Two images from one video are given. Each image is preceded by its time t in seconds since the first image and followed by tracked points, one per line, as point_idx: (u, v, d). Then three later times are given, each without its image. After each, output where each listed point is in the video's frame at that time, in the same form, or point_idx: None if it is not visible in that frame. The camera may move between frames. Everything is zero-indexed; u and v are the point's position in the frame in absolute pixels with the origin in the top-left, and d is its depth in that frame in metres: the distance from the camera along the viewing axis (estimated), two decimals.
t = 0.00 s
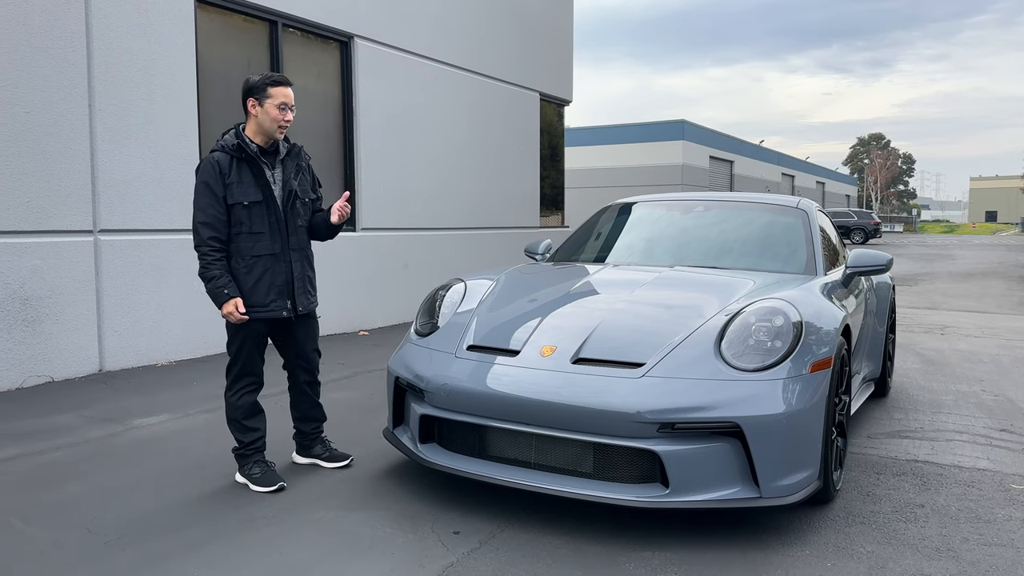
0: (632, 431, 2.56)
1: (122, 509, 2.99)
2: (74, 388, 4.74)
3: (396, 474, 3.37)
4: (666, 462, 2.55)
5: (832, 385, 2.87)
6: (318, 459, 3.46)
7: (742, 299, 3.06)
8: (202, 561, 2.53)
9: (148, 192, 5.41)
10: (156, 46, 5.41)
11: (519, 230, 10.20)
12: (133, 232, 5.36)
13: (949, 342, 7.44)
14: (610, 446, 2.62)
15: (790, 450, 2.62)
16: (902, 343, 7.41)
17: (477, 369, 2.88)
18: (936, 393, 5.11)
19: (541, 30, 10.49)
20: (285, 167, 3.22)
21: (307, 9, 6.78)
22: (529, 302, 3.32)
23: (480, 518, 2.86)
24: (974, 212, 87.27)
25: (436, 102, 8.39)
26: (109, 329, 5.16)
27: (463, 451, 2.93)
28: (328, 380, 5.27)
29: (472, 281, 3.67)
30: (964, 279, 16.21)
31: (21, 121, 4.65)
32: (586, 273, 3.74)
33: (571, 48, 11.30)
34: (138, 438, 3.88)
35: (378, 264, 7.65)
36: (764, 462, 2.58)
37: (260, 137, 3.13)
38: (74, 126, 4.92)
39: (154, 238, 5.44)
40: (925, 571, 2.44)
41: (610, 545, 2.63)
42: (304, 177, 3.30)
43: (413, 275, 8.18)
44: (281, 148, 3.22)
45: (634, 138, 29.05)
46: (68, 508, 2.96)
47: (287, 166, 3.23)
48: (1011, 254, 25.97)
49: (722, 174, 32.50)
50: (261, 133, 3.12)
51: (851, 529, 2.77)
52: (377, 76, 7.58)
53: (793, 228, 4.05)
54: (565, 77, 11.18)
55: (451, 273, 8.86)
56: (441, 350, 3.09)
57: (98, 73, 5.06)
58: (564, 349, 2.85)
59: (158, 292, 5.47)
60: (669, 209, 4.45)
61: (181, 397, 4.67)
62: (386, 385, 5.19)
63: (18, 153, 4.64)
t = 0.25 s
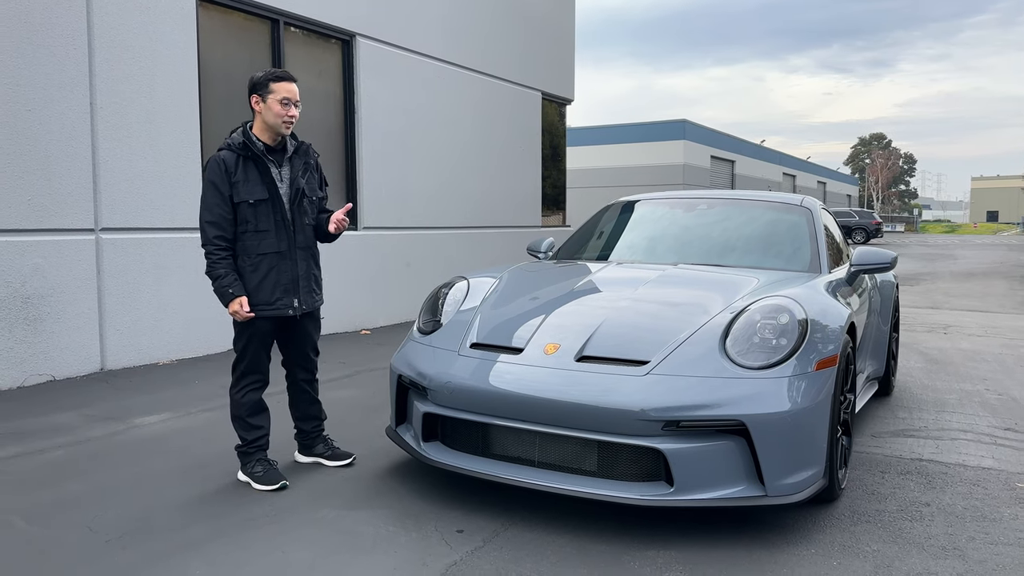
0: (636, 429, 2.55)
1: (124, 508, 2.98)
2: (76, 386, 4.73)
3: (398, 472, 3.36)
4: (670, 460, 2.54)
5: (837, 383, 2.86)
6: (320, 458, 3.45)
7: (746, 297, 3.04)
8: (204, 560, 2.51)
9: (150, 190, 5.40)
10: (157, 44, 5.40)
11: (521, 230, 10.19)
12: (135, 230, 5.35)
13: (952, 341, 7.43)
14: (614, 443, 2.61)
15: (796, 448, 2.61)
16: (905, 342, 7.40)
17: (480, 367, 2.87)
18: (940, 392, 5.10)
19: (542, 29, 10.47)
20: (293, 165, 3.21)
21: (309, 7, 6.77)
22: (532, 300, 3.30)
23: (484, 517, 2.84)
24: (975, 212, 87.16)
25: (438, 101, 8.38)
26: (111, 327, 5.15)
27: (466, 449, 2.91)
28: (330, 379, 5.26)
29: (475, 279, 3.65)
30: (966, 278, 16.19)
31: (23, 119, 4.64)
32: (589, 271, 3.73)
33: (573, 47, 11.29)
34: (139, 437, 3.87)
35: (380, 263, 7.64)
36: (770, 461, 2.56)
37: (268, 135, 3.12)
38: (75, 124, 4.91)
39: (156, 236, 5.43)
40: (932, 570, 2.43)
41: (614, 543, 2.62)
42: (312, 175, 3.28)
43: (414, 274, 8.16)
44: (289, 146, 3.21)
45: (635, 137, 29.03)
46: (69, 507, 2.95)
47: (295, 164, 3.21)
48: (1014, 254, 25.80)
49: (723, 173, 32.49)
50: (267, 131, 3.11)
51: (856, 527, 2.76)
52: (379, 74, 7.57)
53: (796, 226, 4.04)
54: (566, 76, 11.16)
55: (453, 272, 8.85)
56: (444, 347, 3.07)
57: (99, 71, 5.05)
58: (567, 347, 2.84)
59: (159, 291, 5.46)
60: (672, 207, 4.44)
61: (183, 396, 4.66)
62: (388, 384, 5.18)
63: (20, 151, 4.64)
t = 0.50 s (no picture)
0: (638, 428, 2.53)
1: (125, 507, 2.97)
2: (76, 385, 4.72)
3: (399, 471, 3.35)
4: (673, 458, 2.52)
5: (841, 381, 2.84)
6: (321, 456, 3.43)
7: (749, 295, 3.03)
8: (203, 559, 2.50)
9: (150, 189, 5.39)
10: (157, 42, 5.39)
11: (522, 229, 10.17)
12: (136, 229, 5.34)
13: (955, 340, 7.40)
14: (616, 442, 2.60)
15: (799, 446, 2.59)
16: (907, 341, 7.37)
17: (481, 365, 2.85)
18: (943, 391, 5.08)
19: (543, 28, 10.46)
20: (299, 162, 3.20)
21: (310, 5, 6.76)
22: (533, 299, 3.29)
23: (486, 516, 2.83)
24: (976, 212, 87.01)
25: (440, 100, 8.36)
26: (111, 326, 5.14)
27: (468, 447, 2.90)
28: (331, 378, 5.25)
29: (476, 277, 3.63)
30: (967, 278, 16.18)
31: (23, 117, 4.63)
32: (591, 270, 3.71)
33: (574, 46, 11.27)
34: (140, 436, 3.85)
35: (380, 262, 7.63)
36: (773, 460, 2.55)
37: (270, 131, 3.10)
38: (75, 123, 4.90)
39: (156, 235, 5.42)
40: (937, 569, 2.41)
41: (616, 542, 2.60)
42: (318, 173, 3.26)
43: (415, 273, 8.15)
44: (295, 143, 3.21)
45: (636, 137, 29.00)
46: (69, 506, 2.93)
47: (300, 161, 3.20)
48: (1014, 254, 25.56)
49: (724, 173, 32.45)
50: (267, 126, 3.09)
51: (860, 527, 2.74)
52: (380, 73, 7.56)
53: (799, 225, 4.02)
54: (567, 75, 11.14)
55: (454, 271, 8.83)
56: (446, 345, 3.06)
57: (99, 70, 5.04)
58: (569, 346, 2.82)
59: (160, 289, 5.45)
60: (674, 205, 4.42)
61: (184, 395, 4.65)
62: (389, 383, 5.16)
63: (20, 149, 4.62)
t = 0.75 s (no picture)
0: (639, 427, 2.52)
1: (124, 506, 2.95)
2: (75, 385, 4.70)
3: (399, 471, 3.33)
4: (674, 457, 2.51)
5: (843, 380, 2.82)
6: (321, 456, 3.42)
7: (750, 293, 3.01)
8: (203, 558, 2.49)
9: (150, 187, 5.37)
10: (157, 41, 5.38)
11: (522, 229, 10.15)
12: (135, 228, 5.33)
13: (956, 340, 7.38)
14: (617, 441, 2.58)
15: (801, 445, 2.58)
16: (908, 341, 7.35)
17: (481, 364, 2.84)
18: (945, 391, 5.06)
19: (544, 28, 10.44)
20: (301, 160, 3.18)
21: (310, 4, 6.74)
22: (534, 297, 3.27)
23: (487, 515, 2.81)
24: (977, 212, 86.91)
25: (440, 99, 8.35)
26: (110, 325, 5.13)
27: (468, 447, 2.89)
28: (331, 377, 5.24)
29: (477, 276, 3.62)
30: (968, 278, 16.15)
31: (22, 115, 4.61)
32: (592, 268, 3.70)
33: (575, 46, 11.25)
34: (139, 435, 3.84)
35: (380, 262, 7.61)
36: (775, 459, 2.53)
37: (271, 129, 3.10)
38: (75, 122, 4.89)
39: (156, 234, 5.41)
40: (939, 569, 2.40)
41: (617, 542, 2.59)
42: (321, 171, 3.24)
43: (415, 273, 8.14)
44: (297, 141, 3.19)
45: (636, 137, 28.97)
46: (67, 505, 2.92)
47: (303, 159, 3.18)
48: (1016, 254, 25.39)
49: (725, 173, 32.42)
50: (268, 125, 3.10)
51: (862, 527, 2.72)
52: (380, 72, 7.54)
53: (800, 223, 4.00)
54: (568, 75, 11.13)
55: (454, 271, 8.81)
56: (445, 344, 3.05)
57: (99, 68, 5.03)
58: (570, 345, 2.81)
59: (159, 289, 5.44)
60: (675, 204, 4.41)
61: (183, 394, 4.63)
62: (389, 382, 5.15)
63: (20, 149, 4.62)
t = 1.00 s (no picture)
0: (639, 427, 2.51)
1: (123, 506, 2.94)
2: (74, 384, 4.70)
3: (399, 471, 3.32)
4: (675, 458, 2.50)
5: (844, 381, 2.81)
6: (320, 456, 3.41)
7: (751, 293, 3.00)
8: (202, 558, 2.49)
9: (149, 187, 5.36)
10: (156, 40, 5.37)
11: (522, 229, 10.15)
12: (135, 228, 5.32)
13: (957, 340, 7.37)
14: (617, 442, 2.57)
15: (802, 446, 2.57)
16: (909, 341, 7.34)
17: (481, 364, 2.83)
18: (945, 391, 5.05)
19: (544, 28, 10.43)
20: (302, 160, 3.16)
21: (310, 4, 6.74)
22: (533, 297, 3.26)
23: (487, 515, 2.80)
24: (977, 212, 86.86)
25: (440, 99, 8.34)
26: (110, 325, 5.12)
27: (467, 447, 2.88)
28: (330, 378, 5.23)
29: (477, 276, 3.61)
30: (969, 277, 16.14)
31: (21, 115, 4.61)
32: (592, 268, 3.69)
33: (575, 46, 11.24)
34: (138, 435, 3.83)
35: (380, 262, 7.61)
36: (776, 459, 2.52)
37: (273, 128, 3.08)
38: (74, 121, 4.88)
39: (156, 234, 5.41)
40: (941, 570, 2.39)
41: (618, 542, 2.58)
42: (323, 171, 3.22)
43: (415, 273, 8.13)
44: (299, 140, 3.18)
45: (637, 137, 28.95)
46: (66, 505, 2.92)
47: (305, 159, 3.16)
48: (1016, 254, 25.34)
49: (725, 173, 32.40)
50: (271, 124, 3.08)
51: (863, 527, 2.72)
52: (380, 72, 7.54)
53: (801, 223, 4.00)
54: (568, 75, 11.12)
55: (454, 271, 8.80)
56: (445, 344, 3.04)
57: (98, 68, 5.02)
58: (570, 345, 2.80)
59: (159, 288, 5.43)
60: (675, 204, 4.40)
61: (183, 394, 4.63)
62: (389, 382, 5.14)
63: (19, 149, 4.61)
